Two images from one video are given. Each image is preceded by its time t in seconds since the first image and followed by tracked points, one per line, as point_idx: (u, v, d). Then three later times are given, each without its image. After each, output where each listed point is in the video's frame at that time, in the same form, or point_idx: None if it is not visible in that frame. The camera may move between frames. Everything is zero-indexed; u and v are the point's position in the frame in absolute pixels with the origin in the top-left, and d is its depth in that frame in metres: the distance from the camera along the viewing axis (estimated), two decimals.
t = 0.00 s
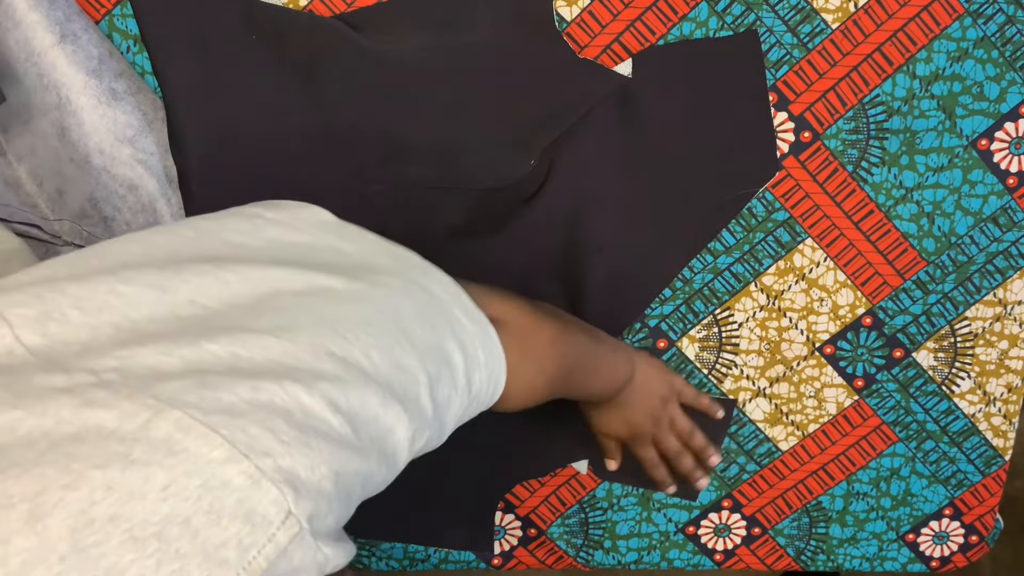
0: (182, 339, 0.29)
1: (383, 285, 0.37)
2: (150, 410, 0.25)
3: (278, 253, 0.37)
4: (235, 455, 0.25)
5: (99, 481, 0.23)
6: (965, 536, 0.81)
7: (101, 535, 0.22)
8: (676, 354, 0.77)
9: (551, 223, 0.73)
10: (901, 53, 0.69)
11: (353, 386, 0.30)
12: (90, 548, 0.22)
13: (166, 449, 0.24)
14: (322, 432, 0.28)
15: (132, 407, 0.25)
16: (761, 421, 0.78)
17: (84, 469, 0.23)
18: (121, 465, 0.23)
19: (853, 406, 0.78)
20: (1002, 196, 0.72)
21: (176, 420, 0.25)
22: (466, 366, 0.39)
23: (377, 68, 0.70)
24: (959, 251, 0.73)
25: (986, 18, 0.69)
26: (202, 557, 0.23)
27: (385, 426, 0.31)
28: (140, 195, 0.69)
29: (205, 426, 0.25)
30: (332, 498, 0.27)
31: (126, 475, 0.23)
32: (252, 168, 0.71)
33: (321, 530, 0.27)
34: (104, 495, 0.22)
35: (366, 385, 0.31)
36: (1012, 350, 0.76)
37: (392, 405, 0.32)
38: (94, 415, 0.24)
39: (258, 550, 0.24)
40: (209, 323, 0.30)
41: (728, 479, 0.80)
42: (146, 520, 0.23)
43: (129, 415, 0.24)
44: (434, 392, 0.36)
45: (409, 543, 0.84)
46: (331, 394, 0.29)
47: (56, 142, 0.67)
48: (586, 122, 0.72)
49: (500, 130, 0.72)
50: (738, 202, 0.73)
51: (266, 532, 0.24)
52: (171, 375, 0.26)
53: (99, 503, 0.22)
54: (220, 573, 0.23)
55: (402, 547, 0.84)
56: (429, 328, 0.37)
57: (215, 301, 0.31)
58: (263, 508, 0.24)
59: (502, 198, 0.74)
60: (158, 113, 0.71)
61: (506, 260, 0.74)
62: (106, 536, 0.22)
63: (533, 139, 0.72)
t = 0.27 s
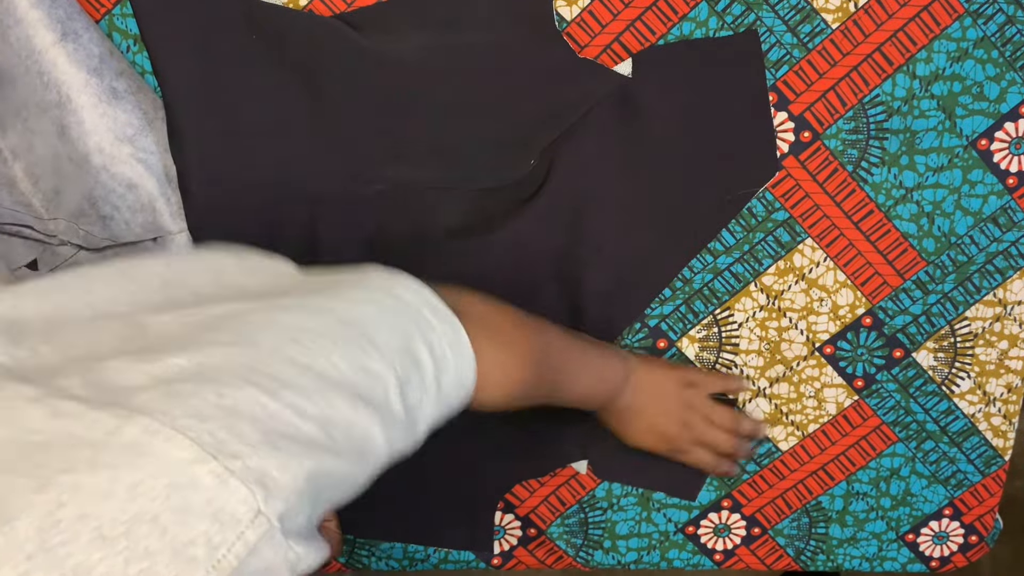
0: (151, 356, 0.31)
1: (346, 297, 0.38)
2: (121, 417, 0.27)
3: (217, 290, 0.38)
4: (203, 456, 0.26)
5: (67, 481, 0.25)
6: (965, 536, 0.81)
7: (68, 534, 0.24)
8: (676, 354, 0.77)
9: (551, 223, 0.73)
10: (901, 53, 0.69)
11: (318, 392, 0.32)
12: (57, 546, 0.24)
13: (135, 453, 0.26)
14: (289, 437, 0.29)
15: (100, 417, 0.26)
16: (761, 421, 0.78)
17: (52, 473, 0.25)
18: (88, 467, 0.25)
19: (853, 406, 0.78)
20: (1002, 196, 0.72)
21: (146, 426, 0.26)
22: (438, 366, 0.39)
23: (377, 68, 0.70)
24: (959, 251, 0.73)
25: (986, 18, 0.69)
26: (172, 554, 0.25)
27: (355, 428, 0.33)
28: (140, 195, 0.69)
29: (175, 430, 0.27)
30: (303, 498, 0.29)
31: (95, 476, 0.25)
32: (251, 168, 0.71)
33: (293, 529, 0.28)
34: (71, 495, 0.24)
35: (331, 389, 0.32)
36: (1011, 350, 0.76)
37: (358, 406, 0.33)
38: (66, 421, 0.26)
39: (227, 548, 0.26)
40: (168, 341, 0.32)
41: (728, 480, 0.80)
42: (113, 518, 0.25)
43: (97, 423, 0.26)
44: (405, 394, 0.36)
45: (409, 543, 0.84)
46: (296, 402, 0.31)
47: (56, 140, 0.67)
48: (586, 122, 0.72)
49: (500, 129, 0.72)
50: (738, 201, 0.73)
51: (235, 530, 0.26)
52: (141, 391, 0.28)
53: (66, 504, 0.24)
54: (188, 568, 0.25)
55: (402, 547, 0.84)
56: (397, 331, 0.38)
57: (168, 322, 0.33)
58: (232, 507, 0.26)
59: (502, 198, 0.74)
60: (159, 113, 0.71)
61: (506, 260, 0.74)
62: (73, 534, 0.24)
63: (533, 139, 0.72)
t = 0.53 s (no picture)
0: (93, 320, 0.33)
1: (287, 230, 0.38)
2: (65, 390, 0.29)
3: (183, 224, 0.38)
4: (156, 423, 0.30)
5: (20, 459, 0.28)
6: (965, 536, 0.81)
7: (28, 509, 0.28)
8: (676, 354, 0.77)
9: (551, 223, 0.73)
10: (901, 53, 0.69)
11: (272, 347, 0.35)
12: (16, 522, 0.28)
13: (88, 423, 0.29)
14: (241, 397, 0.33)
15: (45, 387, 0.29)
16: (761, 421, 0.79)
17: (6, 452, 0.28)
18: (39, 444, 0.28)
19: (853, 406, 0.78)
20: (1002, 197, 0.72)
21: (92, 396, 0.29)
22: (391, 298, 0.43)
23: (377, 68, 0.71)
24: (959, 252, 0.73)
25: (986, 18, 0.69)
26: (133, 521, 0.29)
27: (309, 386, 0.36)
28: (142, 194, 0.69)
29: (123, 400, 0.30)
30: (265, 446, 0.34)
31: (46, 454, 0.28)
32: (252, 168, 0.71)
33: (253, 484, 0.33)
34: (26, 473, 0.28)
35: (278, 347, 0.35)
36: (1011, 350, 0.76)
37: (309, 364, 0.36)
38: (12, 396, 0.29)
39: (189, 508, 0.30)
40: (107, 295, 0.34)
41: (729, 479, 0.80)
42: (73, 490, 0.29)
43: (43, 398, 0.29)
44: (354, 342, 0.39)
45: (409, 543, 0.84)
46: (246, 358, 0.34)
47: (57, 140, 0.67)
48: (586, 122, 0.72)
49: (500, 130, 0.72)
50: (738, 202, 0.73)
51: (197, 491, 0.30)
52: (86, 361, 0.31)
53: (22, 480, 0.28)
54: (152, 534, 0.30)
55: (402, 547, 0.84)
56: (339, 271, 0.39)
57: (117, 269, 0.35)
58: (190, 469, 0.30)
59: (502, 198, 0.74)
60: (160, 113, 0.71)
61: (506, 260, 0.74)
62: (31, 510, 0.28)
63: (533, 139, 0.72)
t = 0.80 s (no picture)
0: (146, 350, 0.33)
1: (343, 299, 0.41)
2: (108, 405, 0.28)
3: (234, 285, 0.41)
4: (191, 443, 0.28)
5: (56, 470, 0.26)
6: (965, 536, 0.81)
7: (58, 518, 0.25)
8: (676, 354, 0.77)
9: (551, 224, 0.73)
10: (901, 53, 0.69)
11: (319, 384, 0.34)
12: (45, 532, 0.24)
13: (122, 440, 0.27)
14: (282, 423, 0.31)
15: (90, 402, 0.28)
16: (761, 421, 0.79)
17: (41, 460, 0.26)
18: (77, 455, 0.26)
19: (853, 406, 0.78)
20: (1001, 197, 0.72)
21: (133, 414, 0.28)
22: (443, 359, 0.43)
23: (377, 68, 0.71)
24: (959, 252, 0.73)
25: (986, 18, 0.69)
26: (157, 539, 0.26)
27: (352, 421, 0.35)
28: (140, 194, 0.69)
29: (162, 418, 0.28)
30: (293, 481, 0.30)
31: (81, 464, 0.26)
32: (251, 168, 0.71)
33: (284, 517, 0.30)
34: (60, 482, 0.25)
35: (332, 382, 0.35)
36: (1011, 351, 0.76)
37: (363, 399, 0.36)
38: (51, 412, 0.27)
39: (213, 532, 0.27)
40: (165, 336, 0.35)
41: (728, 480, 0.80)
42: (101, 505, 0.26)
43: (86, 412, 0.27)
44: (409, 391, 0.39)
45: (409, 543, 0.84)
46: (302, 385, 0.33)
47: (56, 139, 0.66)
48: (586, 122, 0.72)
49: (500, 130, 0.72)
50: (738, 202, 0.73)
51: (222, 515, 0.27)
52: (132, 379, 0.30)
53: (54, 490, 0.25)
54: (175, 554, 0.26)
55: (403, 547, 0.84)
56: (401, 335, 0.41)
57: (183, 320, 0.36)
58: (219, 494, 0.27)
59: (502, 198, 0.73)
60: (161, 112, 0.71)
61: (506, 260, 0.74)
62: (61, 520, 0.25)
63: (533, 138, 0.72)
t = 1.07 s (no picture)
0: (166, 363, 0.33)
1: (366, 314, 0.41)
2: (127, 427, 0.28)
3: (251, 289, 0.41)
4: (209, 472, 0.28)
5: (72, 496, 0.26)
6: (966, 536, 0.81)
7: (70, 547, 0.25)
8: (676, 354, 0.77)
9: (551, 223, 0.73)
10: (901, 52, 0.69)
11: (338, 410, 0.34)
12: (57, 559, 0.25)
13: (139, 465, 0.27)
14: (299, 451, 0.31)
15: (110, 423, 0.28)
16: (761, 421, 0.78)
17: (58, 484, 0.26)
18: (93, 480, 0.26)
19: (854, 406, 0.77)
20: (1002, 196, 0.72)
21: (152, 437, 0.28)
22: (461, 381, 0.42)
23: (377, 67, 0.70)
24: (960, 251, 0.73)
25: (987, 17, 0.68)
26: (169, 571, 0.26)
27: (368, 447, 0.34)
28: (140, 194, 0.69)
29: (181, 443, 0.28)
30: (306, 512, 0.30)
31: (98, 489, 0.26)
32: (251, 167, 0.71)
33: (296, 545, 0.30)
34: (75, 509, 0.26)
35: (350, 409, 0.34)
36: (1012, 350, 0.75)
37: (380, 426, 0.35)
38: (68, 429, 0.28)
39: (225, 564, 0.27)
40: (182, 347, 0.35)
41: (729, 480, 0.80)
42: (114, 534, 0.26)
43: (106, 432, 0.28)
44: (425, 415, 0.39)
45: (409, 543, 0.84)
46: (321, 410, 0.33)
47: (56, 139, 0.66)
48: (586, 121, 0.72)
49: (500, 129, 0.71)
50: (739, 202, 0.73)
51: (236, 548, 0.27)
52: (155, 397, 0.30)
53: (69, 517, 0.26)
54: None
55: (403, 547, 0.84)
56: (422, 355, 0.41)
57: (203, 328, 0.36)
58: (234, 526, 0.27)
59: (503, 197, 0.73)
60: (160, 112, 0.71)
61: (506, 260, 0.74)
62: (73, 549, 0.25)
63: (533, 138, 0.72)
